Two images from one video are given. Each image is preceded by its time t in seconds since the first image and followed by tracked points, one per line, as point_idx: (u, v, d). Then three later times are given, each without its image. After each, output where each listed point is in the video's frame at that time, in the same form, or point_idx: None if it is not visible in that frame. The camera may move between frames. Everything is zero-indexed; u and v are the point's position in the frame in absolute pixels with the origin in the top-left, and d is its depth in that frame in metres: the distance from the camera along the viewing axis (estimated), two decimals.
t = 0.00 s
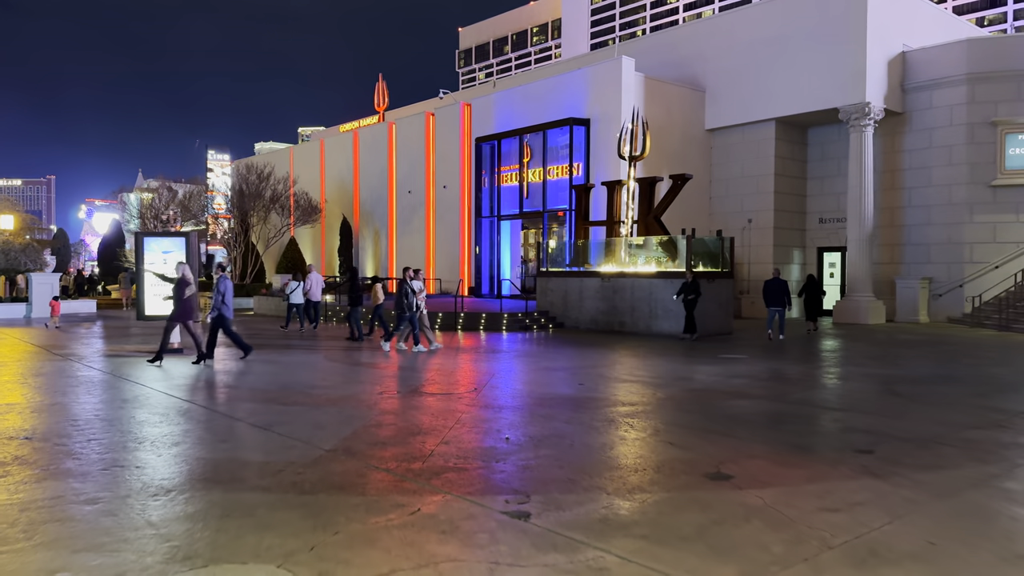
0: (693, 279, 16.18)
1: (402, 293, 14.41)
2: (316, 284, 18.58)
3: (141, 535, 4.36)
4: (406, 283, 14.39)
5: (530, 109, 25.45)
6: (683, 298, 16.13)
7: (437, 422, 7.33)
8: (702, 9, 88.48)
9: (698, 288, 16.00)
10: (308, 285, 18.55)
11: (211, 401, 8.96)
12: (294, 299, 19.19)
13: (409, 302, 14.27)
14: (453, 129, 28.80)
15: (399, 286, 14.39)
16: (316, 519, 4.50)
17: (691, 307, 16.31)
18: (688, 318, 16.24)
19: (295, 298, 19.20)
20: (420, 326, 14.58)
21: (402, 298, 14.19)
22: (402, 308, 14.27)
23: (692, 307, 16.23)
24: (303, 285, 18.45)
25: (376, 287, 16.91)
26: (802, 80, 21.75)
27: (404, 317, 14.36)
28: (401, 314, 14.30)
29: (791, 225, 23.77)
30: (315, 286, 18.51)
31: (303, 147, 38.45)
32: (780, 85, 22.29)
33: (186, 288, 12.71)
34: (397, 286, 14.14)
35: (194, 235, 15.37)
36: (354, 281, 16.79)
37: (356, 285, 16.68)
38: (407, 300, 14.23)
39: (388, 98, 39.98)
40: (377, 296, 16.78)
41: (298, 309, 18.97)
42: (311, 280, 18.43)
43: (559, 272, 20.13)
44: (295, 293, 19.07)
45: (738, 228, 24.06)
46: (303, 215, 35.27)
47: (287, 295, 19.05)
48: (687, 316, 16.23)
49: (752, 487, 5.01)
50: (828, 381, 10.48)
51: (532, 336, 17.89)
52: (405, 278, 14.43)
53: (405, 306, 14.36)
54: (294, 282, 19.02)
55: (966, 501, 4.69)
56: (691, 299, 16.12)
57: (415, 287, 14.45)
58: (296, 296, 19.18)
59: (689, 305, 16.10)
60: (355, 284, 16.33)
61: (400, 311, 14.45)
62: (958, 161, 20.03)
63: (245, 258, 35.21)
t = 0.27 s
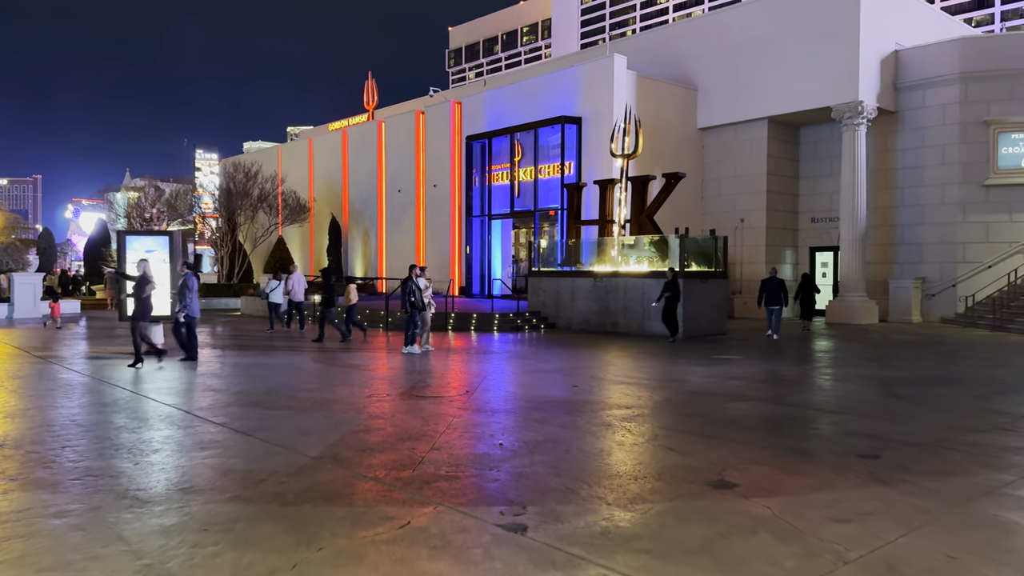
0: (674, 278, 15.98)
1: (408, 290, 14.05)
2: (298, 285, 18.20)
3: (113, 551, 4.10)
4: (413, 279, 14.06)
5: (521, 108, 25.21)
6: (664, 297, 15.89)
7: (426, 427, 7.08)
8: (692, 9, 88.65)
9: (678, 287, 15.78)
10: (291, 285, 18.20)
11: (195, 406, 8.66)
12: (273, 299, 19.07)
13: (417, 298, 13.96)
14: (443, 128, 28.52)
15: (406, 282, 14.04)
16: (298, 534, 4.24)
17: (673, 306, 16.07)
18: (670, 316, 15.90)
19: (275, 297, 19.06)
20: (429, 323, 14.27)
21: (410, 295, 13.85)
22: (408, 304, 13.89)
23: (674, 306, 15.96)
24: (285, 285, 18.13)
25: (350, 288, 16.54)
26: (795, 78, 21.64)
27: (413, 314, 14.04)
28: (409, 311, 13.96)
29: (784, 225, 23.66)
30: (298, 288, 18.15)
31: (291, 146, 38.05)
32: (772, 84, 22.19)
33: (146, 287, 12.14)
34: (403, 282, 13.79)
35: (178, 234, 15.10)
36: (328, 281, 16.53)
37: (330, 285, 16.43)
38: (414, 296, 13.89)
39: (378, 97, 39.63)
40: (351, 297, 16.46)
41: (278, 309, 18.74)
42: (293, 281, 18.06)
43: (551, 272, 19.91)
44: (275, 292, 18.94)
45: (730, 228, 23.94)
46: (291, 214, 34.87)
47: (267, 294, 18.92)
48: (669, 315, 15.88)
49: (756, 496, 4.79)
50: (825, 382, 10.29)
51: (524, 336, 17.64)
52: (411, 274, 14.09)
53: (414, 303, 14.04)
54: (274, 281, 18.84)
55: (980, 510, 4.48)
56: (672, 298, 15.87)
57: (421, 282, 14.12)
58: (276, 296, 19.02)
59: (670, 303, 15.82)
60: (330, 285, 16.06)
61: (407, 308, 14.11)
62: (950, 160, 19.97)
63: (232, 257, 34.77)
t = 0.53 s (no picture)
0: (649, 280, 15.52)
1: (410, 293, 13.59)
2: (274, 286, 17.90)
3: None
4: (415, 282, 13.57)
5: (508, 106, 24.94)
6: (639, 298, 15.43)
7: (412, 435, 6.78)
8: (677, 10, 88.80)
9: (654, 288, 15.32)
10: (267, 286, 17.88)
11: (170, 413, 8.30)
12: (250, 299, 18.83)
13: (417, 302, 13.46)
14: (430, 126, 28.19)
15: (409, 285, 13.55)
16: (275, 557, 3.95)
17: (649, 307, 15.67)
18: (643, 318, 15.46)
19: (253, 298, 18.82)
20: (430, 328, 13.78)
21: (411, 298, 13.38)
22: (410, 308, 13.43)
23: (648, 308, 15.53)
24: (262, 285, 17.75)
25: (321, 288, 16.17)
26: (785, 77, 21.54)
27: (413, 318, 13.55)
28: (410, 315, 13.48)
29: (772, 225, 23.57)
30: (275, 288, 17.85)
31: (275, 144, 37.53)
32: (761, 84, 22.08)
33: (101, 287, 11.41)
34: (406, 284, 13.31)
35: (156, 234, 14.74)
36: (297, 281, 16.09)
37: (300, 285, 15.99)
38: (416, 300, 13.43)
39: (363, 95, 39.18)
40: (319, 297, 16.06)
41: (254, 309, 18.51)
42: (269, 281, 17.77)
43: (539, 272, 19.66)
44: (252, 293, 18.77)
45: (719, 228, 23.82)
46: (275, 214, 34.37)
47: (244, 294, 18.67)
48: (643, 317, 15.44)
49: (760, 511, 4.56)
50: (819, 384, 10.10)
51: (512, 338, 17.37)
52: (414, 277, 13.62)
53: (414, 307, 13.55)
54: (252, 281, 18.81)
55: (996, 524, 4.27)
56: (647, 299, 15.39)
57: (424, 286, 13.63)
58: (253, 296, 18.75)
59: (644, 305, 15.36)
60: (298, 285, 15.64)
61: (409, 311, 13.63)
62: (938, 160, 19.94)
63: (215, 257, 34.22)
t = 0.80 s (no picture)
0: (623, 279, 15.28)
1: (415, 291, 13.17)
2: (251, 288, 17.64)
3: None
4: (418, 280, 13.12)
5: (495, 104, 24.68)
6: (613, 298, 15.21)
7: (400, 441, 6.50)
8: (663, 10, 88.91)
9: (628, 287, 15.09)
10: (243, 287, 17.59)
11: (147, 417, 7.95)
12: (228, 299, 18.38)
13: (420, 301, 13.03)
14: (416, 124, 27.86)
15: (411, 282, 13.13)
16: None
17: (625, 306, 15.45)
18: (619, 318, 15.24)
19: (230, 298, 18.40)
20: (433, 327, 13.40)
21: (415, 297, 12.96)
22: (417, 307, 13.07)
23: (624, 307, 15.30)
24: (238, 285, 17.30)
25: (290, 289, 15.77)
26: (774, 76, 21.48)
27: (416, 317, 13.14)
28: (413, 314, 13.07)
29: (760, 224, 23.50)
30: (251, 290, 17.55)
31: (259, 142, 37.02)
32: (750, 82, 22.00)
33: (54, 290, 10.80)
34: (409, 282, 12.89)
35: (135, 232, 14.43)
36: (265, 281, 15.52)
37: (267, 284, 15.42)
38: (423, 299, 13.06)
39: (348, 92, 38.74)
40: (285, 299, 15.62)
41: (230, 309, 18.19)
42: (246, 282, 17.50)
43: (528, 272, 19.42)
44: (230, 292, 18.30)
45: (707, 227, 23.71)
46: (259, 212, 33.88)
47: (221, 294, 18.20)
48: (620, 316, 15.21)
49: (769, 521, 4.33)
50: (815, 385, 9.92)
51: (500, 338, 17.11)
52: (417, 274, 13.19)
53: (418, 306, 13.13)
54: (229, 281, 18.32)
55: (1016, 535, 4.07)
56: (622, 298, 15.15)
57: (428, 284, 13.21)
58: (230, 296, 18.32)
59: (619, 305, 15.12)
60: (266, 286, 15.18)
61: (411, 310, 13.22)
62: (927, 159, 19.96)
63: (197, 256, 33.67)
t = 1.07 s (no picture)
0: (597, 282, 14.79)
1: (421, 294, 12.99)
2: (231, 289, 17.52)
3: None
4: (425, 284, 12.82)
5: (483, 102, 24.40)
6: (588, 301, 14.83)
7: (390, 449, 6.22)
8: (649, 10, 88.99)
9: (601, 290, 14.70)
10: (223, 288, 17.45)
11: (124, 425, 7.60)
12: (206, 299, 17.85)
13: (427, 305, 12.74)
14: (403, 122, 27.53)
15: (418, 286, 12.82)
16: None
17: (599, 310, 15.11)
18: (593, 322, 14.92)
19: (208, 298, 17.95)
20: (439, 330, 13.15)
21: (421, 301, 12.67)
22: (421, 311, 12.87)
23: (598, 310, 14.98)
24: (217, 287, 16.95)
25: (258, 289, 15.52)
26: (764, 76, 21.40)
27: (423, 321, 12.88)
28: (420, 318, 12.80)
29: (750, 224, 23.40)
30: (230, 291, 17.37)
31: (243, 140, 36.49)
32: (740, 82, 21.91)
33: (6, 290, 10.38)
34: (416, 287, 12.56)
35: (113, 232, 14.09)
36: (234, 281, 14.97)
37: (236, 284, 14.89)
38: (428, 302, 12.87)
39: (333, 91, 38.29)
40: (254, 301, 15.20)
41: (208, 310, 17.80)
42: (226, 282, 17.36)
43: (517, 272, 19.17)
44: (208, 294, 17.73)
45: (697, 227, 23.58)
46: (242, 212, 33.34)
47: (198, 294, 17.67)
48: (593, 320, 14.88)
49: (781, 535, 4.10)
50: (813, 387, 9.73)
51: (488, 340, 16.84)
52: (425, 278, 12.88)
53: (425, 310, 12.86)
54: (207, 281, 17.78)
55: None
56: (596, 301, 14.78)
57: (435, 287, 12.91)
58: (208, 296, 17.85)
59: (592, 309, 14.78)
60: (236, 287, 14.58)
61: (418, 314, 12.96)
62: (916, 159, 20.05)
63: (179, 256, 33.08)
